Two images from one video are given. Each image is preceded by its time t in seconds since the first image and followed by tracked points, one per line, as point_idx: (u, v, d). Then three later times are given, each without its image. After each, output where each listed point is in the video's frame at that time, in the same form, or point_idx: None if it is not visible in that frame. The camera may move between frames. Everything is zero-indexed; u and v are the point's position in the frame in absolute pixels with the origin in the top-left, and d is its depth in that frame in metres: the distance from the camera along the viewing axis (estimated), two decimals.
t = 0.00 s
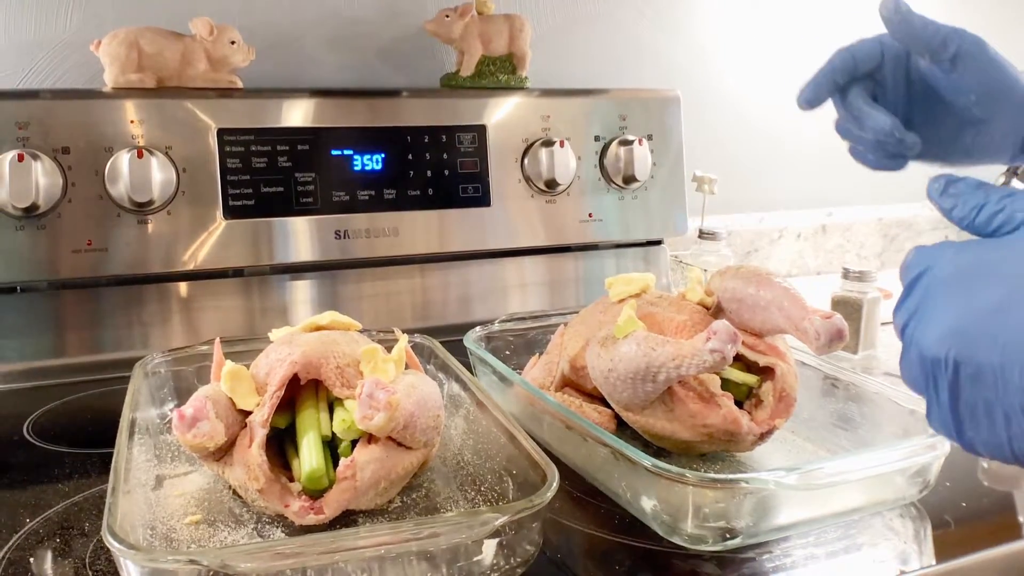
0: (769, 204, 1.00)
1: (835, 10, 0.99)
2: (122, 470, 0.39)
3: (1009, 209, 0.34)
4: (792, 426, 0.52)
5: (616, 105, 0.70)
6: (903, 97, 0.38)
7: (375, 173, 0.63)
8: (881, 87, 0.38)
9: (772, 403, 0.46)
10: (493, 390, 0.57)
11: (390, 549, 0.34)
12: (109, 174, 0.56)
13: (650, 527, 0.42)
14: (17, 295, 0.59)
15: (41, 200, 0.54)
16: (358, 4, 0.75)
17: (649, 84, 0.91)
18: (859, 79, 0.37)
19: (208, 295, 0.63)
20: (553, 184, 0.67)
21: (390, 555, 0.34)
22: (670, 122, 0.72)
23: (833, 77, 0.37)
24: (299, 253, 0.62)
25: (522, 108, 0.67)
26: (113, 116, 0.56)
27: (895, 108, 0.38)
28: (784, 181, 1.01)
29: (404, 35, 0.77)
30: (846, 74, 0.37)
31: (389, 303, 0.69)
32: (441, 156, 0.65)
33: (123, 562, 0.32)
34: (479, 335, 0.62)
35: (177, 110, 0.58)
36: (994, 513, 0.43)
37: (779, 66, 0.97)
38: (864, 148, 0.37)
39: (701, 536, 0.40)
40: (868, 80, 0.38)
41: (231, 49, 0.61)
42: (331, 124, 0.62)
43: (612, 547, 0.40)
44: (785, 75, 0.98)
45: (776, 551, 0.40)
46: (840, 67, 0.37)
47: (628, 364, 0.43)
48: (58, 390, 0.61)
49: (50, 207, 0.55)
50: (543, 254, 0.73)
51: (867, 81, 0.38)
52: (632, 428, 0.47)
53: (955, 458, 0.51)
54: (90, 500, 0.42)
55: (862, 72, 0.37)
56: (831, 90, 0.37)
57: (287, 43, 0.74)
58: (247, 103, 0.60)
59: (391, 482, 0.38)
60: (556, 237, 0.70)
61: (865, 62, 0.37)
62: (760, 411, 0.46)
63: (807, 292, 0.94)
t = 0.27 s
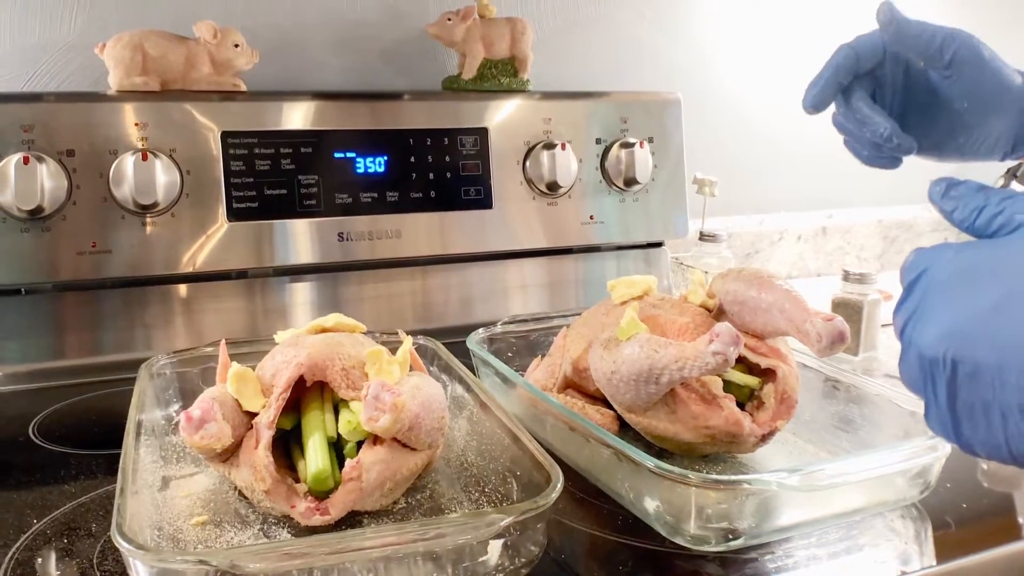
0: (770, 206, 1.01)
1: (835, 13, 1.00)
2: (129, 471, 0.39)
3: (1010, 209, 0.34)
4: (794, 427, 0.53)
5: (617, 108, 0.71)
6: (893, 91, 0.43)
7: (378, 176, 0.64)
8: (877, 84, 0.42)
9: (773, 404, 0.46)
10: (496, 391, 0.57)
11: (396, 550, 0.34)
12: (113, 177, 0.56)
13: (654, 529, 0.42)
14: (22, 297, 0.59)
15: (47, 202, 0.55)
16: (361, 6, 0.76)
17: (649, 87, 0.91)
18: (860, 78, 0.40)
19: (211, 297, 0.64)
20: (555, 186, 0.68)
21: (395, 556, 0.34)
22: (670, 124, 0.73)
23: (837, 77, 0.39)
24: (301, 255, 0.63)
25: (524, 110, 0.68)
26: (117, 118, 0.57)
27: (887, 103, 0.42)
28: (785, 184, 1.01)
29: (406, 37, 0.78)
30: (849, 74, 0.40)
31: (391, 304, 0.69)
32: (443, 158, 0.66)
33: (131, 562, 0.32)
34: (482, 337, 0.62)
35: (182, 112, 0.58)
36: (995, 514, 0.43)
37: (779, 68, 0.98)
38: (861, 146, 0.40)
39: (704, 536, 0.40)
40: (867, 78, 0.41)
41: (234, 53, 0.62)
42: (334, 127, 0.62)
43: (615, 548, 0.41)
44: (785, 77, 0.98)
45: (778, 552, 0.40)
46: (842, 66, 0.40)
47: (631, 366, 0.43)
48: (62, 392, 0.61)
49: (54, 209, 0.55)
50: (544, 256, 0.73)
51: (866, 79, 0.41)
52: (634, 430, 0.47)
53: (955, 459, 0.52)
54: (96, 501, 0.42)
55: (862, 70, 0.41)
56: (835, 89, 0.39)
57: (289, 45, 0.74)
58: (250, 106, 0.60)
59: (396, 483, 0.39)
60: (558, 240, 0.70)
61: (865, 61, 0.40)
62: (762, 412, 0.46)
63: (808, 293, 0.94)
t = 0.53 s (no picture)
0: (771, 209, 1.01)
1: (836, 17, 1.00)
2: (137, 472, 0.39)
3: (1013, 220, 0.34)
4: (795, 429, 0.53)
5: (620, 111, 0.71)
6: (892, 103, 0.39)
7: (382, 178, 0.64)
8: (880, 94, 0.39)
9: (776, 406, 0.46)
10: (499, 393, 0.57)
11: (402, 551, 0.34)
12: (119, 179, 0.57)
13: (657, 530, 0.42)
14: (27, 299, 0.59)
15: (52, 205, 0.55)
16: (365, 10, 0.76)
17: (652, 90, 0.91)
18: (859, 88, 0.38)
19: (216, 299, 0.64)
20: (557, 189, 0.68)
21: (401, 557, 0.35)
22: (672, 128, 0.73)
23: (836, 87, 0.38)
24: (305, 257, 0.63)
25: (527, 114, 0.68)
26: (123, 121, 0.57)
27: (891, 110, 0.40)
28: (786, 186, 1.01)
29: (410, 41, 0.78)
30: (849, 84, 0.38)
31: (394, 306, 0.69)
32: (446, 161, 0.66)
33: (140, 563, 0.32)
34: (485, 339, 0.62)
35: (189, 115, 0.59)
36: (994, 515, 0.44)
37: (781, 72, 0.98)
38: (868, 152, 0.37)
39: (707, 538, 0.40)
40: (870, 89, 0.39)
41: (239, 57, 0.62)
42: (338, 130, 0.62)
43: (618, 549, 0.41)
44: (786, 81, 0.99)
45: (780, 553, 0.41)
46: (841, 77, 0.38)
47: (634, 369, 0.44)
48: (67, 393, 0.61)
49: (60, 211, 0.56)
50: (546, 258, 0.73)
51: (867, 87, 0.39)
52: (637, 432, 0.47)
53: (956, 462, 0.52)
54: (103, 502, 0.42)
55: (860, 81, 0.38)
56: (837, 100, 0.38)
57: (293, 48, 0.74)
58: (255, 108, 0.60)
59: (401, 484, 0.39)
60: (560, 242, 0.71)
61: (861, 72, 0.38)
62: (764, 415, 0.46)
63: (808, 296, 0.95)
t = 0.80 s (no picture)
0: (771, 211, 1.02)
1: (836, 21, 1.01)
2: (144, 472, 0.39)
3: None
4: (796, 431, 0.54)
5: (621, 114, 0.71)
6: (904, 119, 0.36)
7: (384, 181, 0.64)
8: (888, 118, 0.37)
9: (777, 408, 0.47)
10: (502, 395, 0.58)
11: (407, 551, 0.35)
12: (123, 182, 0.57)
13: (659, 530, 0.43)
14: (32, 300, 0.60)
15: (57, 207, 0.55)
16: (368, 13, 0.76)
17: (653, 93, 0.92)
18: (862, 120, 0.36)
19: (219, 301, 0.64)
20: (559, 192, 0.68)
21: (407, 557, 0.35)
22: (672, 131, 0.74)
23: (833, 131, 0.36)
24: (308, 260, 0.63)
25: (529, 117, 0.68)
26: (129, 124, 0.57)
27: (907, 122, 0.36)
28: (786, 189, 1.02)
29: (413, 44, 0.78)
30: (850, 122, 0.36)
31: (396, 308, 0.70)
32: (448, 164, 0.66)
33: (148, 563, 0.32)
34: (488, 341, 0.63)
35: (193, 118, 0.59)
36: (993, 516, 0.44)
37: (781, 75, 0.99)
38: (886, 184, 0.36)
39: (709, 538, 0.41)
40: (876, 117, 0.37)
41: (243, 60, 0.62)
42: (341, 133, 0.63)
43: (621, 549, 0.41)
44: (787, 84, 0.99)
45: (782, 553, 0.41)
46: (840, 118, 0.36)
47: (636, 370, 0.44)
48: (72, 395, 0.61)
49: (65, 214, 0.56)
50: (547, 260, 0.74)
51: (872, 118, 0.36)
52: (639, 433, 0.48)
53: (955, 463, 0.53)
54: (110, 502, 0.43)
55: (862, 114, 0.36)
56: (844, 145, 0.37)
57: (297, 51, 0.74)
58: (259, 112, 0.61)
59: (406, 485, 0.39)
60: (561, 245, 0.71)
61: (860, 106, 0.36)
62: (765, 416, 0.47)
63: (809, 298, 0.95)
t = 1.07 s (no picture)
0: (771, 213, 1.02)
1: (836, 24, 1.01)
2: (148, 473, 0.40)
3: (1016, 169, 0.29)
4: (797, 432, 0.54)
5: (621, 117, 0.72)
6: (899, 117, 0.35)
7: (386, 184, 0.65)
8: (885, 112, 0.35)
9: (777, 409, 0.47)
10: (504, 397, 0.58)
11: (410, 551, 0.35)
12: (126, 184, 0.57)
13: (660, 531, 0.43)
14: (34, 303, 0.60)
15: (60, 209, 0.56)
16: (370, 17, 0.77)
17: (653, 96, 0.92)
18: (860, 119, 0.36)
19: (221, 302, 0.64)
20: (559, 195, 0.69)
21: (410, 556, 0.35)
22: (673, 133, 0.74)
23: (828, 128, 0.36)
24: (310, 262, 0.63)
25: (529, 119, 0.69)
26: (131, 127, 0.58)
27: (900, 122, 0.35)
28: (786, 192, 1.02)
29: (414, 47, 0.79)
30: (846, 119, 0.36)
31: (398, 310, 0.70)
32: (449, 166, 0.67)
33: (152, 563, 0.33)
34: (489, 342, 0.63)
35: (195, 121, 0.59)
36: (992, 517, 0.45)
37: (781, 78, 0.99)
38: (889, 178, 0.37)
39: (709, 538, 0.41)
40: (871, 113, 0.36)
41: (245, 62, 0.63)
42: (343, 136, 0.63)
43: (622, 550, 0.42)
44: (787, 87, 1.00)
45: (782, 553, 0.42)
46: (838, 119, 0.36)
47: (638, 371, 0.44)
48: (74, 397, 0.61)
49: (68, 216, 0.56)
50: (548, 262, 0.74)
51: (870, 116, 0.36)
52: (640, 434, 0.48)
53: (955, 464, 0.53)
54: (114, 503, 0.43)
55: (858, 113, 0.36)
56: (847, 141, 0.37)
57: (299, 54, 0.75)
58: (260, 114, 0.61)
59: (408, 486, 0.40)
60: (562, 247, 0.71)
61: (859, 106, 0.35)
62: (765, 417, 0.47)
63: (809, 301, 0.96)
